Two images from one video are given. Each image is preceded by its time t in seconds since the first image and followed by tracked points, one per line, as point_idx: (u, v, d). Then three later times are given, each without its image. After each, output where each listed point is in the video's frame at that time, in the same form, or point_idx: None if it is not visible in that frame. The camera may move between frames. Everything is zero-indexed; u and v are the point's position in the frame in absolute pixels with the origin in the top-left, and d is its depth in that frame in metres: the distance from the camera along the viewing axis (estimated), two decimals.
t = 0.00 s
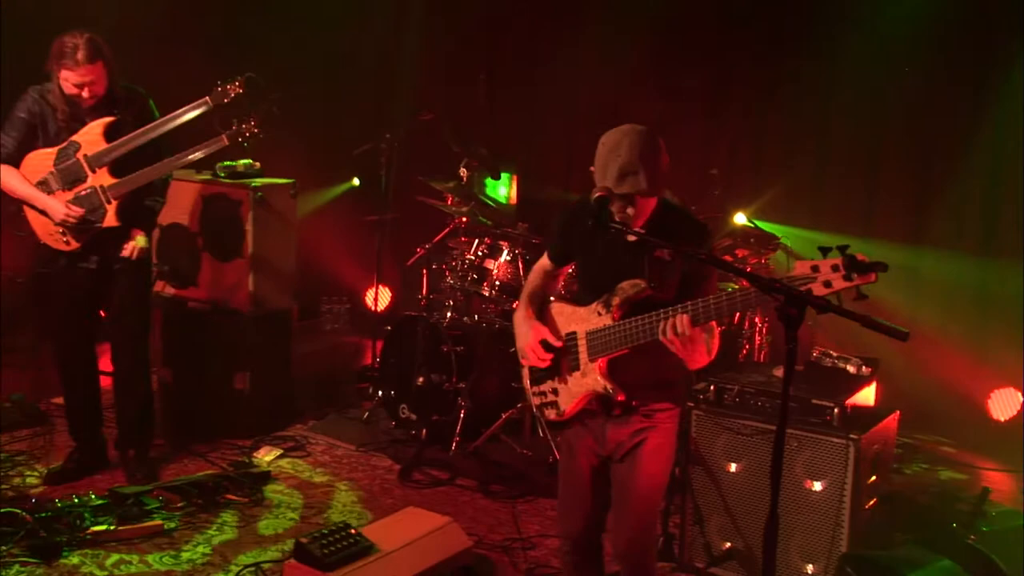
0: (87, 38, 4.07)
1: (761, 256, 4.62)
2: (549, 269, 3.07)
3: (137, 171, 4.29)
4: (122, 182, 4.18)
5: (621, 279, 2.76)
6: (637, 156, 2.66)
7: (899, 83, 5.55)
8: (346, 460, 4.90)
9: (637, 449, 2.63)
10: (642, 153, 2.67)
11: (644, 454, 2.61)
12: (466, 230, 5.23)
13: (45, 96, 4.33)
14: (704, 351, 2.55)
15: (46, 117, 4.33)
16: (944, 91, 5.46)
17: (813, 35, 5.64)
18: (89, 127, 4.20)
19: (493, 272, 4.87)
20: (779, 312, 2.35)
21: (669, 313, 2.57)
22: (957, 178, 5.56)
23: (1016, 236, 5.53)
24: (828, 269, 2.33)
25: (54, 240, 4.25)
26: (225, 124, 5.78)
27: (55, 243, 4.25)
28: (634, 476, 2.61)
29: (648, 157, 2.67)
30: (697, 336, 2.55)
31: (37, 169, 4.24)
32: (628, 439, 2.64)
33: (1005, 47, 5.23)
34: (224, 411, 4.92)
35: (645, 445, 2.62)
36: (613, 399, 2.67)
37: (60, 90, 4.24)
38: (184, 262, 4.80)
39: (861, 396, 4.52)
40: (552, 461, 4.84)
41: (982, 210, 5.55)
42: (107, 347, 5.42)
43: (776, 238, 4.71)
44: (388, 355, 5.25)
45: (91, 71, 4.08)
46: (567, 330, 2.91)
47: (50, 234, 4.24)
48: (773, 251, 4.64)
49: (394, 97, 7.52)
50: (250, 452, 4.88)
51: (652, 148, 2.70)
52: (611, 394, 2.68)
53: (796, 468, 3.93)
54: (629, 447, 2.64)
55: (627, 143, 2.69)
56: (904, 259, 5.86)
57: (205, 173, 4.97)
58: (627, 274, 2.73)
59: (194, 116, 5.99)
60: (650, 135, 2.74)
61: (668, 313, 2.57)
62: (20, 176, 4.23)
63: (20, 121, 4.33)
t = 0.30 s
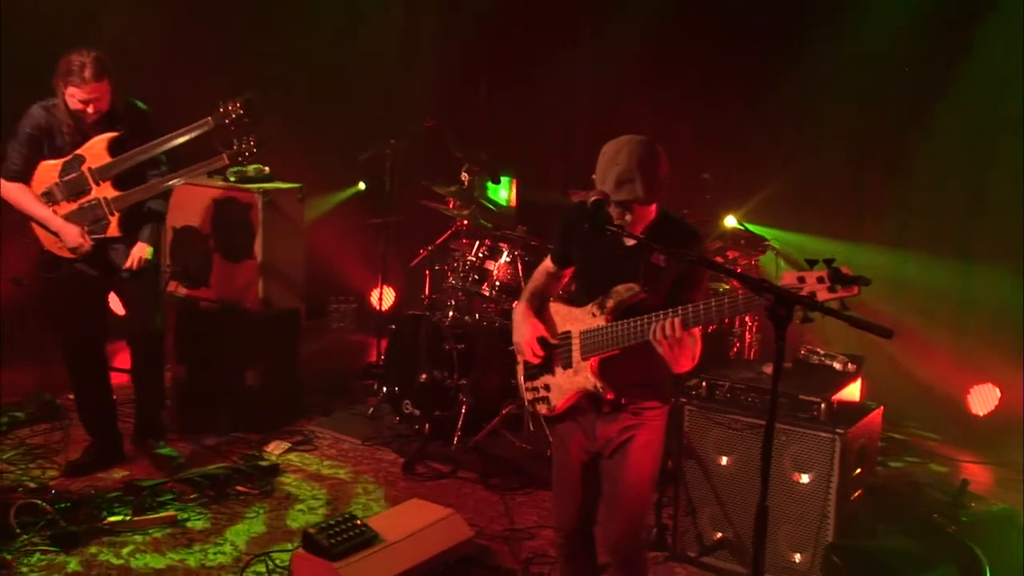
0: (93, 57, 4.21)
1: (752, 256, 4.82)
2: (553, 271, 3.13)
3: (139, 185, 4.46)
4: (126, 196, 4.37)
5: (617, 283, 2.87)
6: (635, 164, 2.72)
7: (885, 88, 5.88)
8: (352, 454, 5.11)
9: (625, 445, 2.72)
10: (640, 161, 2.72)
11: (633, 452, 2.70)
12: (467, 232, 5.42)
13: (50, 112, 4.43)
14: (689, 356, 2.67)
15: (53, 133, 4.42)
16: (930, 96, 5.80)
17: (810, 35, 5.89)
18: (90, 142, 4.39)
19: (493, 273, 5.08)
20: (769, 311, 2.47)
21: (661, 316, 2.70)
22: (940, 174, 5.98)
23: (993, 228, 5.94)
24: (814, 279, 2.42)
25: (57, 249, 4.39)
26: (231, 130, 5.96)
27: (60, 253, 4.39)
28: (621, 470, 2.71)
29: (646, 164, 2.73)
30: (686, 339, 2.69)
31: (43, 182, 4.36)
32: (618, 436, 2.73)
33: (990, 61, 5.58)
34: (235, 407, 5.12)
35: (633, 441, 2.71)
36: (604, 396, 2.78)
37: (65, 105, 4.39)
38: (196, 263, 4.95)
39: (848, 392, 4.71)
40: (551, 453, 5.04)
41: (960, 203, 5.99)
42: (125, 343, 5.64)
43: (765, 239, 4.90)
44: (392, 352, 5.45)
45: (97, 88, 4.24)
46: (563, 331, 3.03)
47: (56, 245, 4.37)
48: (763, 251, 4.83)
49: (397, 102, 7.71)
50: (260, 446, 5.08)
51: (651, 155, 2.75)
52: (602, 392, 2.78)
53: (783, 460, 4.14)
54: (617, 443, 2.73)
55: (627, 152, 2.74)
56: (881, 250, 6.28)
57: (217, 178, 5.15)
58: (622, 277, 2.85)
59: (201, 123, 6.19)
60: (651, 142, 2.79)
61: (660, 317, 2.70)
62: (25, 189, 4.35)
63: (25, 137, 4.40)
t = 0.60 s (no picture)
0: (108, 59, 4.33)
1: (742, 259, 5.02)
2: (548, 285, 3.31)
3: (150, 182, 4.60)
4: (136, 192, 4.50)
5: (610, 299, 3.02)
6: (631, 193, 2.90)
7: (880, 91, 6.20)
8: (358, 448, 5.33)
9: (616, 447, 2.87)
10: (636, 190, 2.91)
11: (624, 453, 2.84)
12: (467, 235, 5.61)
13: (68, 115, 4.62)
14: (678, 367, 2.81)
15: (68, 133, 4.60)
16: (908, 104, 6.10)
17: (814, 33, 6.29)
18: (107, 141, 4.52)
19: (494, 273, 5.31)
20: (759, 309, 2.61)
21: (654, 332, 2.85)
22: (923, 180, 6.26)
23: (970, 239, 6.18)
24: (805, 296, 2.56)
25: (71, 246, 4.56)
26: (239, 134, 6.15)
27: (71, 249, 4.57)
28: (612, 470, 2.85)
29: (641, 193, 2.91)
30: (677, 351, 2.83)
31: (57, 182, 4.54)
32: (611, 437, 2.88)
33: (950, 76, 5.83)
34: (244, 403, 5.32)
35: (626, 443, 2.85)
36: (598, 404, 2.92)
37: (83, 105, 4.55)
38: (208, 264, 5.16)
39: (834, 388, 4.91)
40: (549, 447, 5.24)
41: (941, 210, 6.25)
42: (137, 342, 5.84)
43: (755, 241, 5.08)
44: (395, 351, 5.65)
45: (113, 89, 4.37)
46: (559, 342, 3.18)
47: (67, 242, 4.56)
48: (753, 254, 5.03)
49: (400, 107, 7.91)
50: (269, 441, 5.28)
51: (646, 185, 2.94)
52: (596, 401, 2.92)
53: (773, 453, 4.36)
54: (609, 446, 2.88)
55: (623, 179, 2.92)
56: (879, 248, 6.62)
57: (227, 182, 5.34)
58: (616, 293, 2.98)
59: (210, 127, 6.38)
60: (645, 169, 2.98)
61: (654, 333, 2.85)
62: (40, 189, 4.54)
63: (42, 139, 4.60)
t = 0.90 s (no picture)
0: (134, 56, 4.62)
1: (733, 260, 5.22)
2: (538, 289, 3.47)
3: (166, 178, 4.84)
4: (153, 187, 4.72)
5: (607, 302, 3.17)
6: (625, 204, 3.09)
7: (876, 84, 6.60)
8: (363, 442, 5.54)
9: (614, 443, 3.02)
10: (629, 201, 3.10)
11: (621, 448, 2.98)
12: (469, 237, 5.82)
13: (90, 116, 4.84)
14: (673, 367, 2.97)
15: (89, 132, 4.81)
16: (906, 92, 6.51)
17: (808, 39, 6.68)
18: (125, 141, 4.75)
19: (494, 274, 5.47)
20: (749, 309, 2.79)
21: (649, 333, 3.01)
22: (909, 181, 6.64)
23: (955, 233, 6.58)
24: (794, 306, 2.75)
25: (91, 240, 4.79)
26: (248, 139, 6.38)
27: (91, 243, 4.80)
28: (611, 464, 2.99)
29: (634, 205, 3.10)
30: (670, 354, 2.98)
31: (78, 178, 4.77)
32: (609, 433, 3.02)
33: (954, 68, 6.31)
34: (254, 399, 5.54)
35: (624, 438, 3.00)
36: (595, 403, 3.06)
37: (106, 105, 4.77)
38: (219, 265, 5.39)
39: (821, 385, 5.12)
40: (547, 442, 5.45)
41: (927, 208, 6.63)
42: (150, 340, 6.08)
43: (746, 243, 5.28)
44: (399, 349, 5.87)
45: (140, 82, 4.62)
46: (558, 344, 3.34)
47: (88, 237, 4.79)
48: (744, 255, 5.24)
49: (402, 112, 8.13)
50: (278, 435, 5.51)
51: (638, 196, 3.13)
52: (593, 400, 3.07)
53: (764, 447, 4.56)
54: (608, 440, 3.03)
55: (617, 191, 3.12)
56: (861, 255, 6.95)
57: (239, 186, 5.56)
58: (613, 298, 3.14)
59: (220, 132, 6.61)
60: (638, 181, 3.18)
61: (649, 334, 3.01)
62: (61, 184, 4.78)
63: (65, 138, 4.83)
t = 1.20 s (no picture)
0: (151, 61, 4.85)
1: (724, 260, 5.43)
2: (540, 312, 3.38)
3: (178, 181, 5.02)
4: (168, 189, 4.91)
5: (602, 302, 3.33)
6: (619, 209, 3.28)
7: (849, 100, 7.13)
8: (369, 436, 5.76)
9: (614, 433, 3.20)
10: (623, 207, 3.29)
11: (622, 437, 3.17)
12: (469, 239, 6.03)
13: (107, 123, 5.05)
14: (659, 365, 3.21)
15: (105, 137, 5.01)
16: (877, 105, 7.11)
17: (778, 60, 7.07)
18: (139, 146, 4.95)
19: (494, 274, 5.68)
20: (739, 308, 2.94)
21: (640, 334, 3.21)
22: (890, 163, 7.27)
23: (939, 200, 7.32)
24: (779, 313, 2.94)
25: (109, 240, 4.97)
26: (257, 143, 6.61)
27: (111, 243, 4.97)
28: (610, 452, 3.17)
29: (627, 210, 3.30)
30: (656, 351, 3.21)
31: (94, 181, 4.92)
32: (610, 424, 3.21)
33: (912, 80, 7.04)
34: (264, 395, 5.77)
35: (624, 428, 3.19)
36: (592, 398, 3.24)
37: (122, 110, 4.98)
38: (229, 266, 5.46)
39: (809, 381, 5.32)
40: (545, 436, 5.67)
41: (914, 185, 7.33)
42: (164, 339, 6.32)
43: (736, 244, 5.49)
44: (402, 347, 6.09)
45: (159, 84, 4.84)
46: (558, 339, 3.41)
47: (107, 238, 4.96)
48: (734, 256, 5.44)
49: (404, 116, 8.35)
50: (286, 429, 5.73)
51: (630, 203, 3.32)
52: (589, 395, 3.24)
53: (753, 442, 4.75)
54: (609, 431, 3.21)
55: (612, 198, 3.30)
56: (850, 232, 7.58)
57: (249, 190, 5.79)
58: (610, 297, 3.30)
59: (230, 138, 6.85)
60: (628, 189, 3.37)
61: (638, 335, 3.21)
62: (77, 186, 4.91)
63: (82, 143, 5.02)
